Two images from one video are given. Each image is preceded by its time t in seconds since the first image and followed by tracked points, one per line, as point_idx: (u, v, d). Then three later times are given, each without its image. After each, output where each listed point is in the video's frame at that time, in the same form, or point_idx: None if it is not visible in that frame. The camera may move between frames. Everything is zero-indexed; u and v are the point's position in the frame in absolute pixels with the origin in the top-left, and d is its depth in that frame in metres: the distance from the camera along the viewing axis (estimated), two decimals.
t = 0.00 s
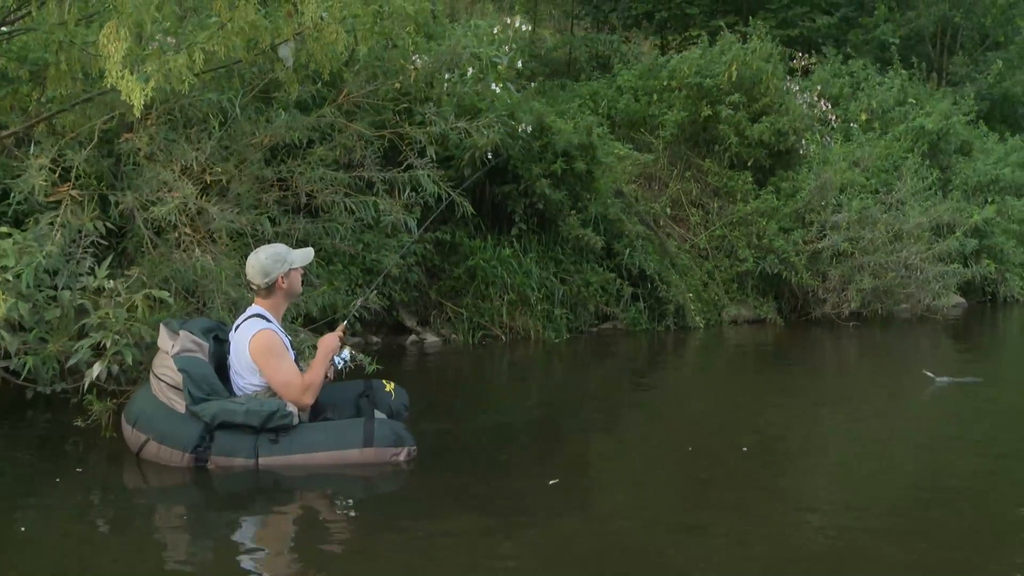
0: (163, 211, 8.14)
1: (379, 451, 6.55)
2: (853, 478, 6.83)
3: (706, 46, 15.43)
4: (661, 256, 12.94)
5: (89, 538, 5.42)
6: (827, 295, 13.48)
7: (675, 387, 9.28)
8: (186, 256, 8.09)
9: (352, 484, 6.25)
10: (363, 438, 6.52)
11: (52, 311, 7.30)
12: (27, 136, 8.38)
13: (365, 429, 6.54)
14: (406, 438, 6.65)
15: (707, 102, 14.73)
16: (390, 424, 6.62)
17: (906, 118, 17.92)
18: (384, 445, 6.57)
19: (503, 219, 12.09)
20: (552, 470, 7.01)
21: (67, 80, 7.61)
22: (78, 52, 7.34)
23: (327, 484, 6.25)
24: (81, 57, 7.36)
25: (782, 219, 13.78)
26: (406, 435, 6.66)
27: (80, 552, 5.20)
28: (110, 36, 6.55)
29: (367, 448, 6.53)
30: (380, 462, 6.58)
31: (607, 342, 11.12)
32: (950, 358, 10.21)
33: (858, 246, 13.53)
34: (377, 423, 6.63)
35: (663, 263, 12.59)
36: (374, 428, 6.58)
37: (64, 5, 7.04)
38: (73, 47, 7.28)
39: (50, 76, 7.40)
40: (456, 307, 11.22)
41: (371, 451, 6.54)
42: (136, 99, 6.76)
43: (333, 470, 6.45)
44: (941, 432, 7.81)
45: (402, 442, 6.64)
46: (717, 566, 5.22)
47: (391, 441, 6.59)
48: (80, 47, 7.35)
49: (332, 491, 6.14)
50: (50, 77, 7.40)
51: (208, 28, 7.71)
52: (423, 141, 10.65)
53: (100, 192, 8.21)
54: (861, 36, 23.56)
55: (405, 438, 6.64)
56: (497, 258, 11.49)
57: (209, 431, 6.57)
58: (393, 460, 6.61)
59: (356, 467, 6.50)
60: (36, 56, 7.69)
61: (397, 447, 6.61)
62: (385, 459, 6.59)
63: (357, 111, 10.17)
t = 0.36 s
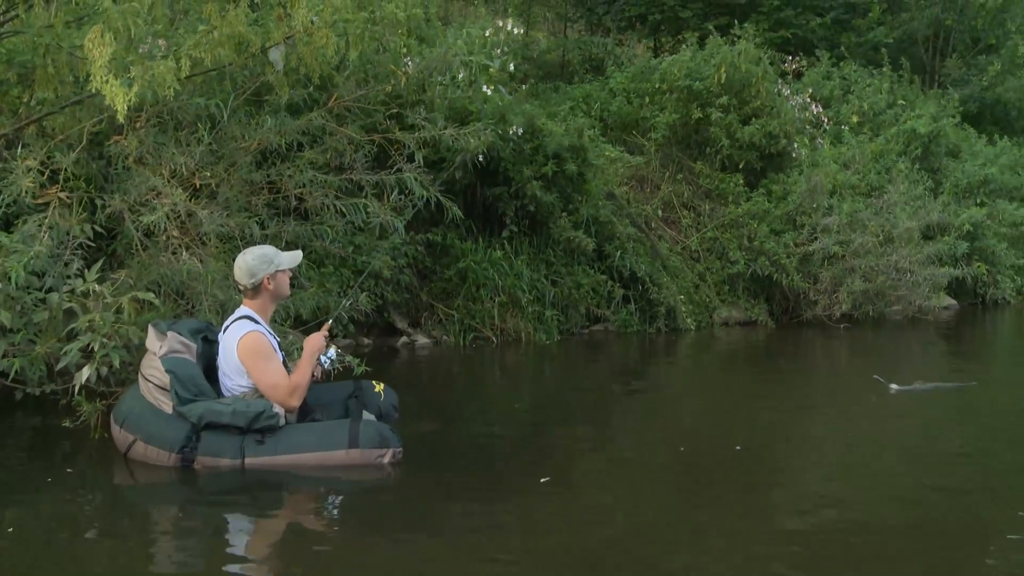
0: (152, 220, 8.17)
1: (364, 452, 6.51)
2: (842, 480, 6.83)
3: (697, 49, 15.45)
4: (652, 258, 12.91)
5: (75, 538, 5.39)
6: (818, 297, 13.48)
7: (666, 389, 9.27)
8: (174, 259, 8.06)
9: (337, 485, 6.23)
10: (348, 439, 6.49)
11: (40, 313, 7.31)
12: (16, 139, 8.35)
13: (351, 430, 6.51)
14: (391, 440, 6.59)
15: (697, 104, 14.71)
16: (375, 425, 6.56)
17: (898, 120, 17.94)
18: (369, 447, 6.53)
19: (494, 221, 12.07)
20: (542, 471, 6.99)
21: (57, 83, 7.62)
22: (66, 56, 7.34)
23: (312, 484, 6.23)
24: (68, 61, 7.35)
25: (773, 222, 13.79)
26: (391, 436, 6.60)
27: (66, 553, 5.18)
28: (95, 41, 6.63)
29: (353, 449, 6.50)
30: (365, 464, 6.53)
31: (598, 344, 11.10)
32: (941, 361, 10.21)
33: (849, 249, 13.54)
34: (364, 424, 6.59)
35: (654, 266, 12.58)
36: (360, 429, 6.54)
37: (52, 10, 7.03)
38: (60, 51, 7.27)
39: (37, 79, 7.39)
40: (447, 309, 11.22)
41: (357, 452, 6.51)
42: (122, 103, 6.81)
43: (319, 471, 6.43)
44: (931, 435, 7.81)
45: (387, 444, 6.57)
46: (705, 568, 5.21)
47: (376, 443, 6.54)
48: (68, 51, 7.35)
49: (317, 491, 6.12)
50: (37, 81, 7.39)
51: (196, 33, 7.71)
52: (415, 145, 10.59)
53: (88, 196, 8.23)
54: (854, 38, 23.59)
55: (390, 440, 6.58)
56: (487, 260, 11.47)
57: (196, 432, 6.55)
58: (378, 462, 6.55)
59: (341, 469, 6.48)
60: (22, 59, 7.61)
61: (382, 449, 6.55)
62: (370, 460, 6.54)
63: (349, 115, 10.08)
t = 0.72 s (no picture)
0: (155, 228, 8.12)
1: (360, 452, 6.52)
2: (843, 481, 6.82)
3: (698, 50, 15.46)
4: (652, 259, 12.90)
5: (74, 539, 5.39)
6: (819, 297, 13.48)
7: (666, 390, 9.25)
8: (174, 262, 8.07)
9: (333, 485, 6.22)
10: (345, 438, 6.49)
11: (40, 314, 7.34)
12: (18, 142, 8.33)
13: (347, 430, 6.52)
14: (387, 440, 6.61)
15: (697, 106, 14.71)
16: (371, 425, 6.58)
17: (899, 121, 17.93)
18: (365, 446, 6.54)
19: (495, 222, 12.05)
20: (542, 472, 6.98)
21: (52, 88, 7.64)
22: (64, 60, 7.39)
23: (308, 484, 6.23)
24: (66, 65, 7.39)
25: (773, 223, 13.80)
26: (387, 436, 6.62)
27: (65, 553, 5.17)
28: (89, 46, 6.79)
29: (349, 449, 6.50)
30: (361, 463, 6.54)
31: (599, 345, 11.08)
32: (943, 361, 10.19)
33: (850, 249, 13.54)
34: (360, 424, 6.60)
35: (655, 267, 12.57)
36: (356, 429, 6.55)
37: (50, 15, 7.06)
38: (58, 55, 7.33)
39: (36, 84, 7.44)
40: (447, 310, 11.22)
41: (353, 452, 6.52)
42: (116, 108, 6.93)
43: (315, 471, 6.43)
44: (933, 436, 7.80)
45: (384, 444, 6.60)
46: (705, 569, 5.21)
47: (372, 443, 6.56)
48: (66, 55, 7.40)
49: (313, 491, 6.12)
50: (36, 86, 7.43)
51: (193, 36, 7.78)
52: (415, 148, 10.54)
53: (90, 199, 8.21)
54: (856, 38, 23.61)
55: (386, 439, 6.60)
56: (487, 261, 11.46)
57: (194, 432, 6.56)
58: (374, 461, 6.57)
59: (337, 468, 6.47)
60: (21, 63, 7.59)
61: (378, 449, 6.57)
62: (365, 460, 6.55)
63: (349, 118, 10.04)
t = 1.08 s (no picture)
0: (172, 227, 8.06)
1: (367, 450, 6.56)
2: (853, 482, 6.82)
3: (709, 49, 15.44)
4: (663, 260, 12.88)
5: (85, 536, 5.41)
6: (830, 298, 13.45)
7: (676, 390, 9.24)
8: (187, 261, 8.08)
9: (340, 482, 6.26)
10: (351, 436, 6.55)
11: (53, 313, 7.37)
12: (33, 142, 8.32)
13: (354, 428, 6.57)
14: (393, 438, 6.65)
15: (708, 107, 14.71)
16: (378, 423, 6.62)
17: (911, 122, 17.86)
18: (371, 445, 6.58)
19: (506, 222, 12.03)
20: (552, 472, 6.99)
21: (65, 90, 7.62)
22: (78, 62, 7.41)
23: (315, 481, 6.28)
24: (81, 67, 7.41)
25: (785, 223, 13.78)
26: (393, 434, 6.66)
27: (75, 550, 5.20)
28: (103, 50, 6.78)
29: (356, 447, 6.55)
30: (368, 461, 6.58)
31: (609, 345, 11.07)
32: (955, 364, 10.16)
33: (861, 250, 13.51)
34: (366, 422, 6.64)
35: (665, 267, 12.54)
36: (362, 428, 6.60)
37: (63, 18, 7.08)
38: (72, 57, 7.36)
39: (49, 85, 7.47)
40: (458, 310, 11.21)
41: (359, 450, 6.56)
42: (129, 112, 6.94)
43: (322, 469, 6.48)
44: (944, 437, 7.78)
45: (390, 442, 6.63)
46: (715, 568, 5.20)
47: (378, 441, 6.59)
48: (80, 57, 7.42)
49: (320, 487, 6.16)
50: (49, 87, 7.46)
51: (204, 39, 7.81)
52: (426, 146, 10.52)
53: (105, 200, 8.19)
54: (870, 37, 23.52)
55: (392, 437, 6.64)
56: (498, 261, 11.47)
57: (202, 429, 6.61)
58: (381, 460, 6.60)
59: (344, 466, 6.52)
60: (35, 65, 7.57)
61: (384, 447, 6.61)
62: (372, 458, 6.59)
63: (359, 119, 10.04)
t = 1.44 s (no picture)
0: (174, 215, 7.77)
1: (368, 451, 6.40)
2: (880, 483, 6.52)
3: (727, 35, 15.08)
4: (679, 254, 12.56)
5: (71, 548, 5.16)
6: (854, 294, 13.09)
7: (693, 388, 8.96)
8: (187, 255, 7.80)
9: (341, 485, 6.11)
10: (352, 437, 6.40)
11: (48, 311, 7.09)
12: (25, 135, 8.00)
13: (355, 429, 6.41)
14: (396, 438, 6.48)
15: (726, 96, 14.39)
16: (379, 424, 6.46)
17: (935, 113, 17.48)
18: (373, 445, 6.42)
19: (517, 216, 11.67)
20: (565, 474, 6.71)
21: (58, 81, 7.33)
22: (69, 51, 7.15)
23: (314, 485, 6.13)
24: (73, 57, 7.15)
25: (808, 216, 13.44)
26: (396, 434, 6.49)
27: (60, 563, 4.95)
28: (97, 39, 6.50)
29: (357, 448, 6.40)
30: (370, 463, 6.43)
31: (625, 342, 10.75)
32: (986, 360, 9.81)
33: (888, 243, 13.15)
34: (367, 423, 6.49)
35: (682, 262, 12.24)
36: (364, 428, 6.43)
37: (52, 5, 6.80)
38: (63, 47, 7.09)
39: (41, 76, 7.20)
40: (467, 307, 10.88)
41: (361, 451, 6.40)
42: (125, 104, 6.69)
43: (322, 471, 6.35)
44: (975, 437, 7.46)
45: (392, 443, 6.47)
46: None
47: (380, 441, 6.43)
48: (72, 47, 7.16)
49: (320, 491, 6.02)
50: (41, 78, 7.20)
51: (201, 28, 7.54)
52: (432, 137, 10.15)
53: (102, 194, 7.89)
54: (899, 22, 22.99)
55: (394, 438, 6.47)
56: (509, 257, 11.15)
57: (200, 430, 6.52)
58: (383, 461, 6.44)
59: (345, 468, 6.37)
60: (27, 55, 7.29)
61: (386, 448, 6.44)
62: (374, 459, 6.43)
63: (364, 110, 9.71)
